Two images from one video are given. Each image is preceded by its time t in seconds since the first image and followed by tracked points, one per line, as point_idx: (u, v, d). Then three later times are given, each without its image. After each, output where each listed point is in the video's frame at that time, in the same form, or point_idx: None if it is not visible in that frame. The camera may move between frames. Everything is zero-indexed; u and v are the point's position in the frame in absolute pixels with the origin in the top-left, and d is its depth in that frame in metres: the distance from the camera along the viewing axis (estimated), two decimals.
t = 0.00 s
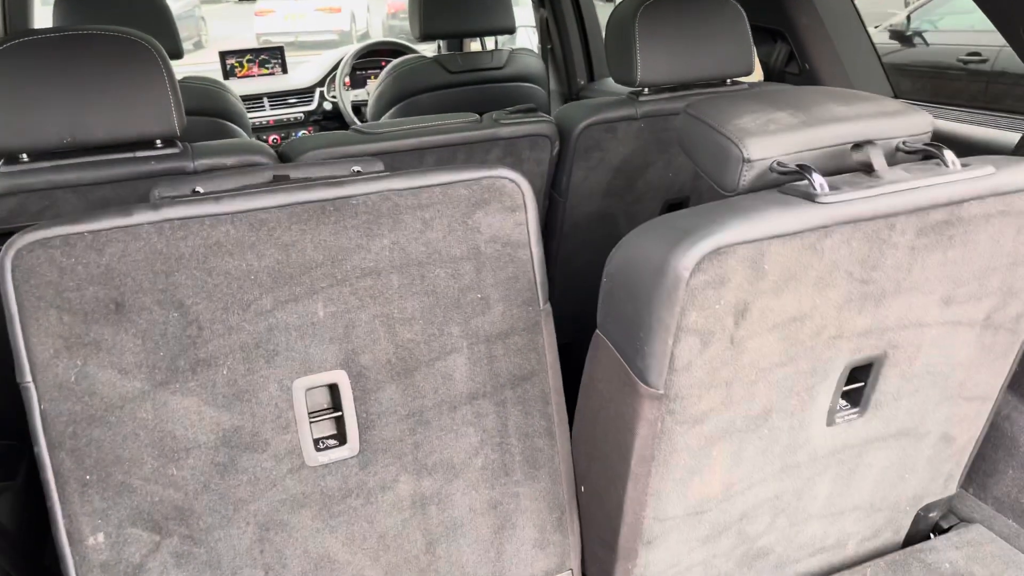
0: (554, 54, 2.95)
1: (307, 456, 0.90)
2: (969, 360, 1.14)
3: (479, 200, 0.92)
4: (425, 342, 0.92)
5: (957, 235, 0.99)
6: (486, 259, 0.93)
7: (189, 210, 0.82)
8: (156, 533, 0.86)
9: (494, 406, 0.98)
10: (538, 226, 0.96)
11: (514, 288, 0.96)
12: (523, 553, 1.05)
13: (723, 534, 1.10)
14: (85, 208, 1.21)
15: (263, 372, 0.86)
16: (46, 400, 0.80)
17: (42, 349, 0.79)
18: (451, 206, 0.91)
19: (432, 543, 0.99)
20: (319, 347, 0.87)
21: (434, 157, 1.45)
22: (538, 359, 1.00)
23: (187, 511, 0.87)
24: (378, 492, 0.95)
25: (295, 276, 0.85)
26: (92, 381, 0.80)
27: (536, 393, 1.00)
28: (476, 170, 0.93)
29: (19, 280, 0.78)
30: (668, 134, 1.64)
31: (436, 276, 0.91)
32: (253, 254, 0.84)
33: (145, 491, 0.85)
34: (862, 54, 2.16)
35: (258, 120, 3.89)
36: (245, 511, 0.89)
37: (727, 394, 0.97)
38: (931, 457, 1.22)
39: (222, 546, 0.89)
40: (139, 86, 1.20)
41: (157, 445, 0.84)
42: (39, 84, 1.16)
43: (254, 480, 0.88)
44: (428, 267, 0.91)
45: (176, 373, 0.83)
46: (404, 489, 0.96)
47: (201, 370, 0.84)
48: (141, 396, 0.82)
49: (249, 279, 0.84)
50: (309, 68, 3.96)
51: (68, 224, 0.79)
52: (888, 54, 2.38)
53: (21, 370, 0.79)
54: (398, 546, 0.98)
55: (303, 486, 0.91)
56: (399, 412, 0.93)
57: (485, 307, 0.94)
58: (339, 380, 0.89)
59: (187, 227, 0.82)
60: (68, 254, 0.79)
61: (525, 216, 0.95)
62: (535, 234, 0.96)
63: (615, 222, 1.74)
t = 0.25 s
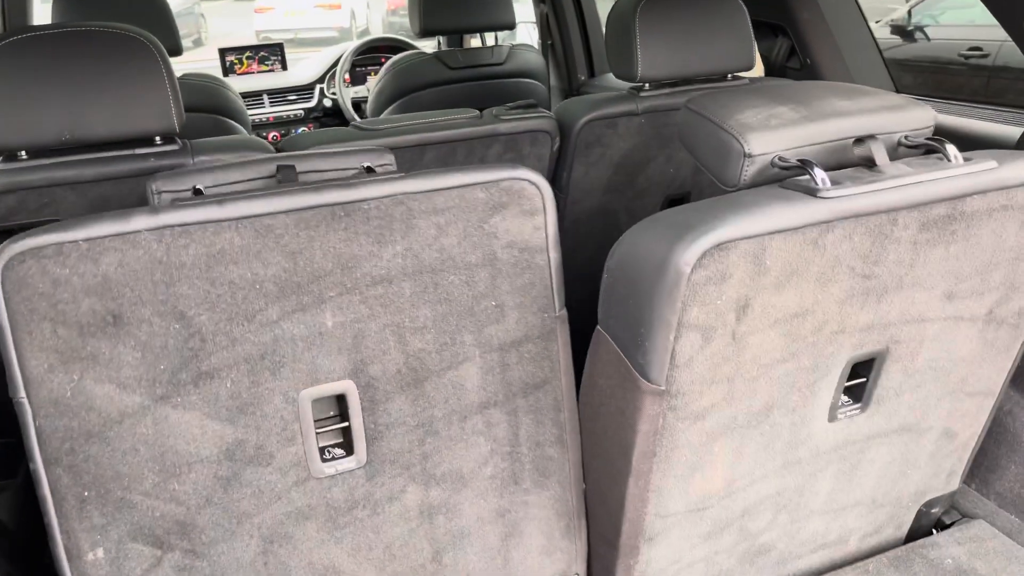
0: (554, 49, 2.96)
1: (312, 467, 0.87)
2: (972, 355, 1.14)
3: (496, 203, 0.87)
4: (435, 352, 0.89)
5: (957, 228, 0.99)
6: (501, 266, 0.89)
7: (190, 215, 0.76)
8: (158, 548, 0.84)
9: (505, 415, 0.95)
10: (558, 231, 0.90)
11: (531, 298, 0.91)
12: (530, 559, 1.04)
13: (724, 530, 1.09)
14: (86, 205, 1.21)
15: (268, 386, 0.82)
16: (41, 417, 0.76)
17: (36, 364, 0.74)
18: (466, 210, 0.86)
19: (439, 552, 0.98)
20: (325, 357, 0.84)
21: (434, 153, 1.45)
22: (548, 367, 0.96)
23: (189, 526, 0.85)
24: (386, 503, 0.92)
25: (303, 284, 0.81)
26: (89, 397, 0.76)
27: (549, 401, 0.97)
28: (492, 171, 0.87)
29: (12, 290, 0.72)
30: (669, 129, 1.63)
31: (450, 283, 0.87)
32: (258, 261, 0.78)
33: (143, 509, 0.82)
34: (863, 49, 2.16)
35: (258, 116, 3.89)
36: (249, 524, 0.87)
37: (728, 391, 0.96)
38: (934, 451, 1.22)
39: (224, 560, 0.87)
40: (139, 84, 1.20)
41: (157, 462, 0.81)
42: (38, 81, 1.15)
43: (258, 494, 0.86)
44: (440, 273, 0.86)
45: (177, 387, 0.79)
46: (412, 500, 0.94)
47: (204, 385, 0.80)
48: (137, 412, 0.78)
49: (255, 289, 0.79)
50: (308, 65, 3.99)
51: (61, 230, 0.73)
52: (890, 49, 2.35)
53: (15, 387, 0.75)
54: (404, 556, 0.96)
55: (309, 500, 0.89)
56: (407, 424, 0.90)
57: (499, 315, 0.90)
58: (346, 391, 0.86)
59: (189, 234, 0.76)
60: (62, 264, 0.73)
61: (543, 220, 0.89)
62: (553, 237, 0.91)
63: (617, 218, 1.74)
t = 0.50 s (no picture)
0: (557, 44, 2.95)
1: (323, 484, 0.84)
2: (979, 350, 1.13)
3: (525, 214, 0.83)
4: (453, 368, 0.86)
5: (965, 222, 0.98)
6: (526, 279, 0.85)
7: (200, 228, 0.71)
8: (162, 568, 0.81)
9: (523, 430, 0.94)
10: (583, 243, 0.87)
11: (555, 311, 0.89)
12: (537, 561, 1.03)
13: (729, 526, 1.09)
14: (88, 201, 1.21)
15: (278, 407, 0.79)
16: (40, 441, 0.72)
17: (33, 388, 0.70)
18: (494, 222, 0.82)
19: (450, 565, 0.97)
20: (338, 374, 0.80)
21: (438, 148, 1.45)
22: (566, 382, 0.94)
23: (195, 546, 0.82)
24: (398, 519, 0.90)
25: (320, 302, 0.77)
26: (90, 421, 0.72)
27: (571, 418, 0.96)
28: (525, 178, 0.83)
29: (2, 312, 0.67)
30: (673, 124, 1.62)
31: (473, 295, 0.83)
32: (271, 278, 0.74)
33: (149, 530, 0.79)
34: (869, 44, 2.14)
35: (261, 112, 3.88)
36: (256, 543, 0.84)
37: (733, 386, 0.96)
38: (941, 447, 1.21)
39: None
40: (142, 81, 1.20)
41: (163, 483, 0.78)
42: (40, 76, 1.15)
43: (267, 514, 0.83)
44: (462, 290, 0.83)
45: (184, 408, 0.75)
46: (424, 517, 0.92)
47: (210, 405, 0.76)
48: (139, 434, 0.74)
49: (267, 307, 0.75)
50: (311, 60, 3.98)
51: (53, 246, 0.68)
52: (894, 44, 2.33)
53: (10, 411, 0.71)
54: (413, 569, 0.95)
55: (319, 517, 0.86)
56: (422, 442, 0.87)
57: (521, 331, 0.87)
58: (361, 408, 0.83)
59: (199, 250, 0.71)
60: (57, 283, 0.68)
61: (572, 232, 0.86)
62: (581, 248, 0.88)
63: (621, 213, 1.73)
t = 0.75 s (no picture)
0: (562, 39, 2.94)
1: (336, 502, 0.84)
2: (989, 346, 1.12)
3: (554, 230, 0.81)
4: (474, 388, 0.85)
5: (976, 217, 0.97)
6: (555, 298, 0.85)
7: (217, 247, 0.68)
8: None
9: (542, 447, 0.93)
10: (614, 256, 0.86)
11: (580, 329, 0.87)
12: (546, 562, 1.02)
13: (737, 523, 1.08)
14: (94, 198, 1.21)
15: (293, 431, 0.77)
16: (44, 470, 0.70)
17: (36, 418, 0.67)
18: (522, 239, 0.80)
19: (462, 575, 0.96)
20: (357, 397, 0.79)
21: (443, 145, 1.44)
22: (590, 399, 0.94)
23: (205, 566, 0.81)
24: (412, 536, 0.90)
25: (338, 324, 0.75)
26: (96, 449, 0.70)
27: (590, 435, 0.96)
28: (559, 193, 0.81)
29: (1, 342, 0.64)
30: (680, 119, 1.61)
31: (497, 314, 0.82)
32: (288, 300, 0.72)
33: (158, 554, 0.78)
34: (877, 38, 2.12)
35: (266, 108, 3.88)
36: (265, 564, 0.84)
37: (742, 383, 0.95)
38: (950, 444, 1.20)
39: None
40: (148, 79, 1.20)
41: (173, 506, 0.76)
42: (45, 73, 1.14)
43: (279, 534, 0.83)
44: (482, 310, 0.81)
45: (195, 432, 0.73)
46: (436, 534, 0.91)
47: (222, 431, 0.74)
48: (147, 460, 0.72)
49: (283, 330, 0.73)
50: (316, 57, 3.99)
51: (54, 272, 0.65)
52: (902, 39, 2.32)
53: (11, 440, 0.68)
54: None
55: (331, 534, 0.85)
56: (440, 460, 0.87)
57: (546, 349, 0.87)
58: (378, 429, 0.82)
59: (214, 271, 0.68)
60: (59, 310, 0.65)
61: (601, 247, 0.84)
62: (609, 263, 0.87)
63: (627, 209, 1.72)
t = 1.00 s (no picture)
0: (568, 36, 2.93)
1: (350, 525, 0.80)
2: (997, 343, 1.11)
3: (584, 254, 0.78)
4: (495, 412, 0.82)
5: (984, 213, 0.96)
6: (580, 322, 0.81)
7: (231, 278, 0.64)
8: None
9: (562, 467, 0.90)
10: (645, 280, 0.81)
11: (607, 354, 0.84)
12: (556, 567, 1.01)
13: (743, 519, 1.08)
14: (100, 193, 1.21)
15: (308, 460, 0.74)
16: (48, 504, 0.66)
17: (39, 455, 0.64)
18: (552, 264, 0.76)
19: None
20: (372, 424, 0.75)
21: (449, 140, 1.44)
22: (610, 414, 0.90)
23: None
24: (426, 555, 0.87)
25: (357, 352, 0.71)
26: (103, 485, 0.67)
27: (607, 453, 0.93)
28: (590, 213, 0.78)
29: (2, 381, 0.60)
30: (686, 114, 1.61)
31: (523, 339, 0.78)
32: (304, 332, 0.68)
33: None
34: (884, 33, 2.11)
35: (271, 104, 3.88)
36: None
37: (748, 379, 0.95)
38: (957, 441, 1.20)
39: None
40: (154, 77, 1.20)
41: (183, 536, 0.73)
42: (50, 70, 1.14)
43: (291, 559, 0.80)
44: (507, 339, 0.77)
45: (205, 464, 0.70)
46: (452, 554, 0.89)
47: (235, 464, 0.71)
48: (155, 493, 0.69)
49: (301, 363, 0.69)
50: (322, 54, 4.00)
51: (57, 307, 0.61)
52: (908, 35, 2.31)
53: (14, 475, 0.65)
54: None
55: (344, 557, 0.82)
56: (458, 484, 0.84)
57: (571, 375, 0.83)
58: (395, 453, 0.78)
59: (230, 304, 0.65)
60: (63, 347, 0.61)
61: (633, 271, 0.80)
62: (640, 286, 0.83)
63: (633, 205, 1.72)
